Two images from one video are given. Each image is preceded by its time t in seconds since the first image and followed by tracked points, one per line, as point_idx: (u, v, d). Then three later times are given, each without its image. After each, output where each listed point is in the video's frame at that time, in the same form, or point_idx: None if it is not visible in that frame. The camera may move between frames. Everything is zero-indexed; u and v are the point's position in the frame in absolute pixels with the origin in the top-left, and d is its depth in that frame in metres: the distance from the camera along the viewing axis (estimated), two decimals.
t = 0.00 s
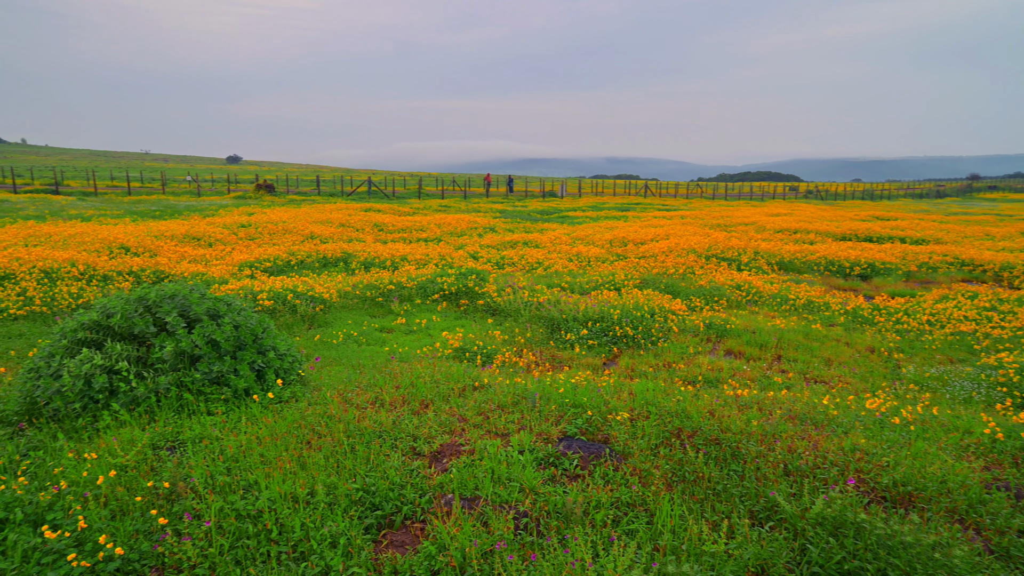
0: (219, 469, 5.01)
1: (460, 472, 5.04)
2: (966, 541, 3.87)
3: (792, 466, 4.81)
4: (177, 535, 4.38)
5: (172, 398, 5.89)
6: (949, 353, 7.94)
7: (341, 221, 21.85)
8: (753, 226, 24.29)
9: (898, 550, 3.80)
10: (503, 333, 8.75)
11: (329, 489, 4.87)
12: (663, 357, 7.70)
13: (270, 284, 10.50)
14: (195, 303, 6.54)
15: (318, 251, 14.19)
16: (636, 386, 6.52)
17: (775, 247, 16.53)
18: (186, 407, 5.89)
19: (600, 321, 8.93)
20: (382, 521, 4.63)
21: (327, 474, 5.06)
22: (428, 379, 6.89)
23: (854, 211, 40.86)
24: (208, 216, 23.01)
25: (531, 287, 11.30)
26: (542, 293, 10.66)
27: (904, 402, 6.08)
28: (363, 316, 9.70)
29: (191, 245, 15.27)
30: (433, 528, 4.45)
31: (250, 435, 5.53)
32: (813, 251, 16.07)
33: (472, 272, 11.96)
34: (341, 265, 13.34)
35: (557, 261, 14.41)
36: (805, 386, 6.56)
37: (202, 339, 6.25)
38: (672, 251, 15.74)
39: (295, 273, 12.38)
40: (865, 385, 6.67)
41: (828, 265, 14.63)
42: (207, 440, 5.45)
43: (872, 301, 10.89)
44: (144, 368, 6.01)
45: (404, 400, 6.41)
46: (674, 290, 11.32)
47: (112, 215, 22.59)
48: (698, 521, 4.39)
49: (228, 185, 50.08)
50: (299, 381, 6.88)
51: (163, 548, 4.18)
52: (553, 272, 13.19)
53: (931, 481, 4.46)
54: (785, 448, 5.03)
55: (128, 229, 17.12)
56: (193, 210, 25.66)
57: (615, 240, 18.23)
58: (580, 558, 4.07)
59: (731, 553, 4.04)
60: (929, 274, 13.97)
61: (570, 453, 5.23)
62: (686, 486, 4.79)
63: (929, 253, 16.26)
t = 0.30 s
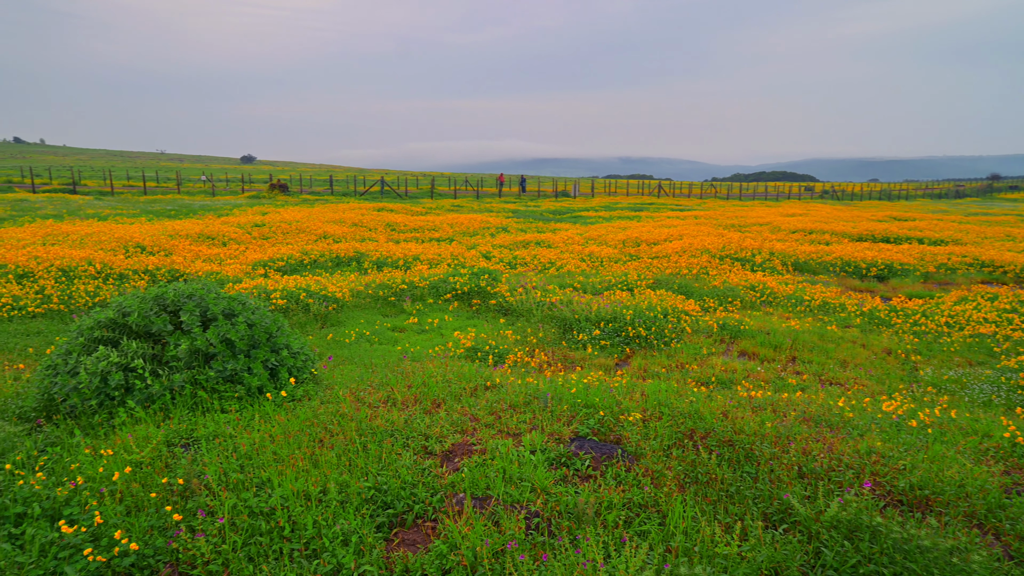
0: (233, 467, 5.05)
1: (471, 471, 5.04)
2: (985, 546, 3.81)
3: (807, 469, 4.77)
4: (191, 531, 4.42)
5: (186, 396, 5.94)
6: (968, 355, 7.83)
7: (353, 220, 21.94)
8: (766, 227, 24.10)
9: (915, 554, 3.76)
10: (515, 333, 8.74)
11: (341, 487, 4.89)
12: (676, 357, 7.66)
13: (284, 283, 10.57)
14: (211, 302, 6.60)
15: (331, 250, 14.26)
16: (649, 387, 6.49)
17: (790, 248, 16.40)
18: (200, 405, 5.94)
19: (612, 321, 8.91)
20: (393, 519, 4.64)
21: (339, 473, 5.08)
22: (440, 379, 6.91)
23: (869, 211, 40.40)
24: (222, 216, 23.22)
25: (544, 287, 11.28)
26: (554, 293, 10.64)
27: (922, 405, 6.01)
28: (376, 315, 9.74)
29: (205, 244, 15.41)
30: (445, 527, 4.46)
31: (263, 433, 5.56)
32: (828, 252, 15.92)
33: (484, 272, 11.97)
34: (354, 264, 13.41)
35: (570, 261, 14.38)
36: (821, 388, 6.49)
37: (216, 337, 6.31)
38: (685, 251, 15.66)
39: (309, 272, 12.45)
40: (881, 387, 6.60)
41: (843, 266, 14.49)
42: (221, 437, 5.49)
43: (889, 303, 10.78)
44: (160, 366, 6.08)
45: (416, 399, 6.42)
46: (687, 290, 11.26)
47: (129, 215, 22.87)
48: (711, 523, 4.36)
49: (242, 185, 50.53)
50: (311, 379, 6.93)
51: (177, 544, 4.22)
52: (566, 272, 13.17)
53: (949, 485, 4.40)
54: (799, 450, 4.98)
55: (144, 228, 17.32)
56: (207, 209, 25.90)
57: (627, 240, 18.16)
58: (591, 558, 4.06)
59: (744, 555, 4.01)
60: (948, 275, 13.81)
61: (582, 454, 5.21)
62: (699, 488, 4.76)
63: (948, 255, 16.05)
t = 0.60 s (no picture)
0: (245, 465, 5.08)
1: (482, 471, 5.04)
2: (1003, 552, 3.76)
3: (820, 472, 4.73)
4: (204, 528, 4.46)
5: (199, 394, 5.99)
6: (986, 358, 7.73)
7: (364, 220, 22.04)
8: (779, 228, 23.92)
9: (931, 559, 3.72)
10: (526, 334, 8.74)
11: (352, 486, 4.91)
12: (687, 359, 7.63)
13: (296, 283, 10.64)
14: (223, 301, 6.65)
15: (342, 250, 14.33)
16: (661, 388, 6.46)
17: (803, 249, 16.28)
18: (213, 403, 5.99)
19: (624, 322, 8.88)
20: (404, 518, 4.65)
21: (350, 471, 5.10)
22: (451, 379, 6.92)
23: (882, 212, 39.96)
24: (234, 216, 23.40)
25: (555, 287, 11.27)
26: (566, 293, 10.62)
27: (938, 409, 5.94)
28: (387, 315, 9.77)
29: (219, 244, 15.55)
30: (455, 527, 4.46)
31: (275, 432, 5.60)
32: (843, 253, 15.78)
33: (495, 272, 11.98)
34: (366, 264, 13.45)
35: (581, 262, 14.36)
36: (835, 390, 6.43)
37: (229, 336, 6.36)
38: (698, 252, 15.59)
39: (321, 272, 12.51)
40: (896, 390, 6.53)
41: (858, 268, 14.35)
42: (233, 435, 5.53)
43: (905, 305, 10.68)
44: (173, 364, 6.13)
45: (427, 399, 6.44)
46: (699, 291, 11.21)
47: (143, 215, 23.12)
48: (723, 525, 4.34)
49: (254, 185, 50.89)
50: (323, 379, 6.97)
51: (190, 541, 4.26)
52: (577, 272, 13.15)
53: (966, 490, 4.35)
54: (813, 453, 4.95)
55: (158, 228, 17.48)
56: (220, 209, 26.13)
57: (639, 241, 18.11)
58: (601, 560, 4.05)
59: (756, 558, 3.99)
60: (965, 278, 13.65)
61: (593, 455, 5.20)
62: (711, 490, 4.74)
63: (965, 256, 15.84)
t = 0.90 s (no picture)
0: (258, 463, 5.12)
1: (493, 471, 5.05)
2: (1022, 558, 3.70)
3: (834, 475, 4.69)
4: (217, 526, 4.50)
5: (213, 392, 6.04)
6: (1006, 361, 7.62)
7: (376, 220, 22.14)
8: (793, 228, 23.72)
9: (948, 564, 3.67)
10: (537, 334, 8.74)
11: (363, 485, 4.93)
12: (700, 360, 7.59)
13: (308, 282, 10.70)
14: (236, 300, 6.70)
15: (355, 250, 14.39)
16: (673, 389, 6.43)
17: (818, 250, 16.14)
18: (226, 401, 6.03)
19: (636, 323, 8.85)
20: (415, 518, 4.67)
21: (362, 470, 5.11)
22: (462, 379, 6.93)
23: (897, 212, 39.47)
24: (247, 215, 23.58)
25: (567, 288, 11.25)
26: (578, 294, 10.60)
27: (956, 412, 5.87)
28: (399, 315, 9.80)
29: (233, 243, 15.69)
30: (466, 526, 4.47)
31: (287, 430, 5.63)
32: (858, 254, 15.63)
33: (506, 272, 11.99)
34: (378, 264, 13.50)
35: (593, 262, 14.33)
36: (850, 393, 6.37)
37: (242, 335, 6.41)
38: (710, 252, 15.51)
39: (333, 271, 12.58)
40: (913, 393, 6.46)
41: (874, 269, 14.20)
42: (246, 433, 5.57)
43: (922, 306, 10.55)
44: (187, 362, 6.19)
45: (438, 399, 6.45)
46: (712, 292, 11.16)
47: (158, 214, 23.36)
48: (736, 528, 4.31)
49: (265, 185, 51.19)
50: (335, 378, 7.00)
51: (203, 538, 4.31)
52: (589, 273, 13.13)
53: (984, 494, 4.29)
54: (827, 456, 4.90)
55: (172, 227, 17.67)
56: (233, 209, 26.35)
57: (651, 241, 18.05)
58: (613, 561, 4.04)
59: (769, 561, 3.96)
60: (984, 279, 13.46)
61: (605, 455, 5.19)
62: (723, 492, 4.70)
63: (984, 258, 15.61)
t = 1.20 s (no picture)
0: (271, 461, 5.15)
1: (505, 472, 5.05)
2: None
3: (851, 479, 4.64)
4: (231, 523, 4.54)
5: (227, 391, 6.09)
6: None
7: (389, 220, 22.23)
8: (809, 229, 23.51)
9: (968, 571, 3.62)
10: (550, 334, 8.73)
11: (376, 484, 4.94)
12: (714, 362, 7.54)
13: (321, 281, 10.77)
14: (250, 299, 6.76)
15: (367, 250, 14.46)
16: (686, 391, 6.40)
17: (834, 251, 16.00)
18: (240, 399, 6.07)
19: (649, 324, 8.81)
20: (428, 517, 4.68)
21: (374, 469, 5.13)
22: (474, 379, 6.94)
23: (913, 213, 38.98)
24: (261, 215, 23.75)
25: (580, 288, 11.23)
26: (591, 294, 10.57)
27: (976, 416, 5.79)
28: (412, 315, 9.83)
29: (247, 242, 15.83)
30: (478, 526, 4.47)
31: (301, 429, 5.66)
32: (875, 255, 15.47)
33: (519, 272, 11.99)
34: (391, 264, 13.55)
35: (606, 262, 14.29)
36: (866, 395, 6.31)
37: (256, 334, 6.46)
38: (724, 253, 15.42)
39: (346, 271, 12.65)
40: (931, 397, 6.38)
41: (891, 271, 14.05)
42: (260, 432, 5.61)
43: (941, 309, 10.42)
44: (202, 361, 6.24)
45: (450, 398, 6.46)
46: (726, 293, 11.09)
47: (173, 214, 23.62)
48: (750, 531, 4.28)
49: (278, 184, 51.61)
50: (348, 377, 7.03)
51: (217, 535, 4.35)
52: (602, 273, 13.10)
53: (1005, 500, 4.22)
54: (843, 459, 4.85)
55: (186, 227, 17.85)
56: (247, 209, 26.57)
57: (665, 242, 17.99)
58: (625, 563, 4.03)
59: (784, 565, 3.93)
60: (1005, 282, 13.26)
61: (617, 457, 5.17)
62: (738, 495, 4.67)
63: (1004, 260, 15.37)
